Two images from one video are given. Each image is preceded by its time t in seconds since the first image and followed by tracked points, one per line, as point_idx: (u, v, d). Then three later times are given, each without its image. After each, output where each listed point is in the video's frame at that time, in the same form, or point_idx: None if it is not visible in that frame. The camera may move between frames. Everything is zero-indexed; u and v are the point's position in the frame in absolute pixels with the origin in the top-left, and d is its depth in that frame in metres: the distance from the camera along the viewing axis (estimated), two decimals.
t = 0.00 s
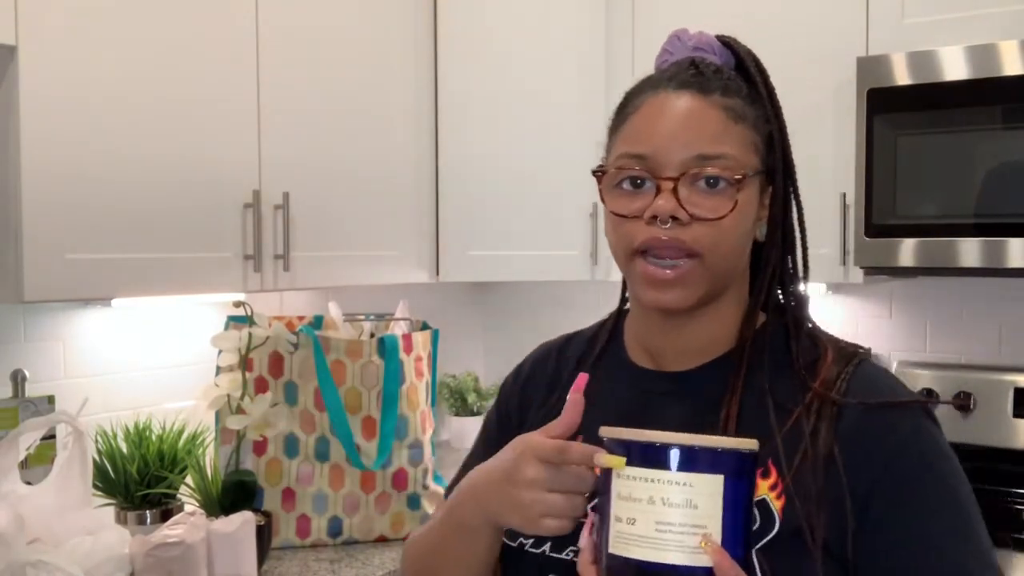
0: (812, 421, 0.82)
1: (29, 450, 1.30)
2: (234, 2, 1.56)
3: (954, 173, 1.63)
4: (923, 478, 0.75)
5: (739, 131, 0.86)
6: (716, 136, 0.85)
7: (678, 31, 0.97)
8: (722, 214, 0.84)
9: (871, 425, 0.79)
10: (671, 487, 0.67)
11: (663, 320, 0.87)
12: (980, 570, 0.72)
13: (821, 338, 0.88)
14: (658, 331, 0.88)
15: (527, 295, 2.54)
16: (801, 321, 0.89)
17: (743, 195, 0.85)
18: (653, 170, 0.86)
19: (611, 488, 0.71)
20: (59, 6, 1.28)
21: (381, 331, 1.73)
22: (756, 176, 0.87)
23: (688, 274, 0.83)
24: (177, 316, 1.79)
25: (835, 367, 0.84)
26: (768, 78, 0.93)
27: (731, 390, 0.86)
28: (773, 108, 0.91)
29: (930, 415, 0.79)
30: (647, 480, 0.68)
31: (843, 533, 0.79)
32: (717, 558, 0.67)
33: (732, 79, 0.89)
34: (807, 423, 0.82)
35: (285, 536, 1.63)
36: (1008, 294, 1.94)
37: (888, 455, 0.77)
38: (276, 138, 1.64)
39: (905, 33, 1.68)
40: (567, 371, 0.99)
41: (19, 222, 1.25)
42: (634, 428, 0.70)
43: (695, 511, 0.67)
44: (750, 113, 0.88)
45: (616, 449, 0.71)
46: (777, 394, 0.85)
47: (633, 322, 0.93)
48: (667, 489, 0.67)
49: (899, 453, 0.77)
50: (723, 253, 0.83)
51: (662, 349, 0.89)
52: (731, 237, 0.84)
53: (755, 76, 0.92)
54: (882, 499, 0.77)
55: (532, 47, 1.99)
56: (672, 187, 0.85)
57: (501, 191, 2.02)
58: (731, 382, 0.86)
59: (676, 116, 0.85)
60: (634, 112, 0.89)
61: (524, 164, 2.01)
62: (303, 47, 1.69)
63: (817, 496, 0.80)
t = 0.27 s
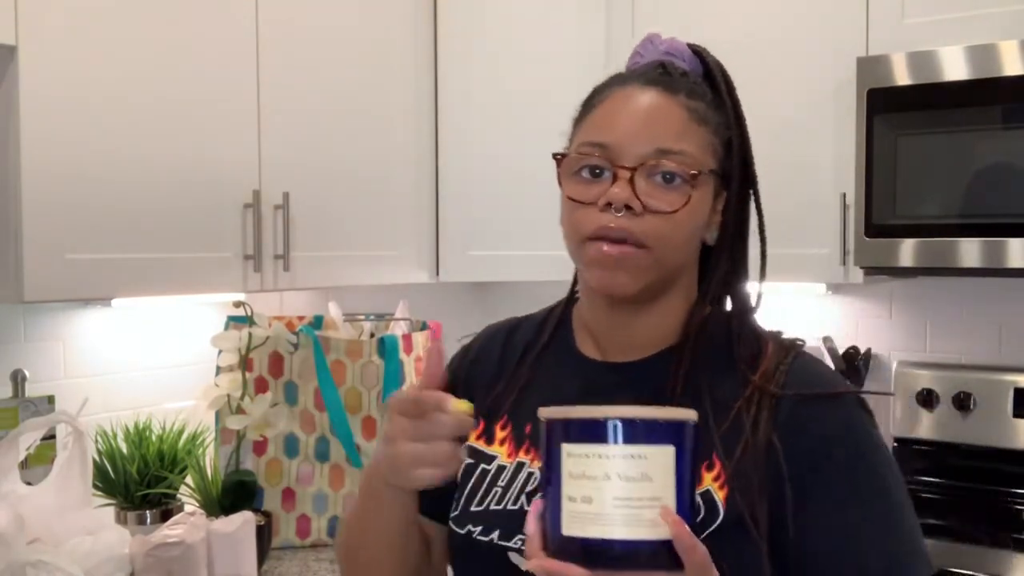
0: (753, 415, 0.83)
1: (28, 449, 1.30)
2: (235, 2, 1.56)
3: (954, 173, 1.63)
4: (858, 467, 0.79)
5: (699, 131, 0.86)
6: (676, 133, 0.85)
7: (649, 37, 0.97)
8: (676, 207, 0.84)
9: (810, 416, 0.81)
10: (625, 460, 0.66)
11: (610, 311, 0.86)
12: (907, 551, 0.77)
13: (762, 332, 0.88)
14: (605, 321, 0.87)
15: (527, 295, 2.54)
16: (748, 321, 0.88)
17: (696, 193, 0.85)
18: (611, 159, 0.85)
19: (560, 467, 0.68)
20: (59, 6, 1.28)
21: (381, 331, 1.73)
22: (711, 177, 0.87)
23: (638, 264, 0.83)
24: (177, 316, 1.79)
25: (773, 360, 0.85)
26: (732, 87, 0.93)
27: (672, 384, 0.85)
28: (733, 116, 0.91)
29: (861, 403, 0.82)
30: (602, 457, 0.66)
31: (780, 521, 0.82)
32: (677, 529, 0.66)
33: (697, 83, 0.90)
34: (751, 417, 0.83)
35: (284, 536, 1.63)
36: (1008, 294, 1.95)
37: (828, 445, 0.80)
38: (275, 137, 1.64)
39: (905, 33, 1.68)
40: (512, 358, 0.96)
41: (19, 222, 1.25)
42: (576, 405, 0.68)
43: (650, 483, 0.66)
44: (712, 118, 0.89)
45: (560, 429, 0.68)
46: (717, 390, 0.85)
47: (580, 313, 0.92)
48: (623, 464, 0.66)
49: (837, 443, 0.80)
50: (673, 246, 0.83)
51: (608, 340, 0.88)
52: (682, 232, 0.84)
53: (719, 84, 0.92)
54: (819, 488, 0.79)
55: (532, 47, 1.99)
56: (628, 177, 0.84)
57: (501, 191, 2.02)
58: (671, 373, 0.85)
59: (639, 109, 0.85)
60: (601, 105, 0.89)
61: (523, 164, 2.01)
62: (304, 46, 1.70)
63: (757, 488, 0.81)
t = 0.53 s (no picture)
0: (731, 425, 0.82)
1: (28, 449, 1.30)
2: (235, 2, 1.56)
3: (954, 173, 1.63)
4: (824, 488, 0.75)
5: (686, 129, 0.86)
6: (663, 133, 0.85)
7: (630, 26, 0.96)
8: (664, 209, 0.84)
9: (784, 429, 0.79)
10: (579, 395, 0.63)
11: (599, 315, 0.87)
12: None
13: (749, 337, 0.87)
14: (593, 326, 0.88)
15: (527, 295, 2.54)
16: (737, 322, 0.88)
17: (685, 193, 0.86)
18: (597, 161, 0.85)
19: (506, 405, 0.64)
20: (59, 6, 1.28)
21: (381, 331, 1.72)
22: (700, 175, 0.87)
23: (627, 270, 0.83)
24: (177, 316, 1.79)
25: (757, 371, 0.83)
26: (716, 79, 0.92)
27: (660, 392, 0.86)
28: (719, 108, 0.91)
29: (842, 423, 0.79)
30: (556, 392, 0.63)
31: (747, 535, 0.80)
32: (638, 466, 0.63)
33: (680, 78, 0.89)
34: (728, 429, 0.82)
35: (285, 536, 1.63)
36: (1008, 294, 1.95)
37: (815, 446, 0.77)
38: (275, 137, 1.63)
39: (905, 33, 1.68)
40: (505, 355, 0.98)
41: (19, 222, 1.25)
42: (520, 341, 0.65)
43: (604, 419, 0.63)
44: (698, 113, 0.88)
45: (506, 367, 0.65)
46: (700, 401, 0.85)
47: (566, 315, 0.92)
48: (575, 399, 0.63)
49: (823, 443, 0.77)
50: (661, 249, 0.84)
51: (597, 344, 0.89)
52: (671, 233, 0.85)
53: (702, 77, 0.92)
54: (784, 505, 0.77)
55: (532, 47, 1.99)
56: (614, 181, 0.84)
57: (501, 191, 2.02)
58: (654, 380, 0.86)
59: (624, 109, 0.85)
60: (583, 102, 0.88)
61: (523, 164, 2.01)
62: (304, 46, 1.70)
63: (727, 501, 0.80)
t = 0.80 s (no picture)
0: (770, 463, 0.81)
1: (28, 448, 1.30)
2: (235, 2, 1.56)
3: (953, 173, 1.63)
4: (877, 534, 0.75)
5: (718, 121, 0.87)
6: (689, 124, 0.85)
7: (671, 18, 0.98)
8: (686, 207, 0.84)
9: (835, 472, 0.79)
10: (539, 426, 0.63)
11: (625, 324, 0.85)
12: None
13: (795, 366, 0.87)
14: (619, 338, 0.87)
15: (527, 295, 2.54)
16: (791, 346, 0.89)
17: (712, 191, 0.85)
18: (615, 154, 0.86)
19: (465, 437, 0.65)
20: (58, 6, 1.28)
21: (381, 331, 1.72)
22: (735, 174, 0.87)
23: (648, 267, 0.82)
24: (178, 317, 1.79)
25: (801, 407, 0.82)
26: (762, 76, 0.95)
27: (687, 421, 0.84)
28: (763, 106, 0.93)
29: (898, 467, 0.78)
30: (514, 422, 0.63)
31: None
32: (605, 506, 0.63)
33: (719, 70, 0.91)
34: (761, 467, 0.81)
35: (285, 536, 1.63)
36: (1009, 294, 1.94)
37: (870, 497, 0.76)
38: (275, 137, 1.63)
39: (905, 33, 1.68)
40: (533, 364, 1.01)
41: (19, 222, 1.25)
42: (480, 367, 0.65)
43: (568, 455, 0.63)
44: (736, 106, 0.90)
45: (468, 396, 0.65)
46: (733, 432, 0.84)
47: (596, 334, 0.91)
48: (535, 430, 0.63)
49: (881, 503, 0.76)
50: (684, 251, 0.83)
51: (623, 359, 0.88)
52: (694, 235, 0.84)
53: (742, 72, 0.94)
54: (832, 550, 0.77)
55: (532, 46, 1.99)
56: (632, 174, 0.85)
57: (501, 191, 2.02)
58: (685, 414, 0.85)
59: (649, 98, 0.86)
60: (609, 94, 0.90)
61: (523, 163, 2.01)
62: (304, 46, 1.70)
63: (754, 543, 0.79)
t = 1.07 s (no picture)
0: (817, 485, 0.78)
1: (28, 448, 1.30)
2: (234, 2, 1.56)
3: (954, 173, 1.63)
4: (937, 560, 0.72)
5: (771, 105, 0.85)
6: (739, 111, 0.82)
7: None
8: (733, 203, 0.81)
9: (889, 494, 0.76)
10: (521, 424, 0.59)
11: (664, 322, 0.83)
12: None
13: (848, 380, 0.85)
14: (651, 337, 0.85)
15: (527, 295, 2.54)
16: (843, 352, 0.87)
17: (763, 184, 0.83)
18: (655, 143, 0.83)
19: (444, 432, 0.62)
20: (58, 6, 1.28)
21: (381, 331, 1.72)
22: (785, 165, 0.84)
23: (688, 263, 0.79)
24: (178, 316, 1.79)
25: (855, 425, 0.79)
26: (823, 51, 0.92)
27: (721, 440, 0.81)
28: (821, 83, 0.91)
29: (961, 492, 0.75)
30: (494, 418, 0.60)
31: None
32: (588, 515, 0.60)
33: (775, 47, 0.88)
34: (806, 492, 0.78)
35: (284, 536, 1.64)
36: (1009, 293, 1.94)
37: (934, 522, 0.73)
38: (274, 137, 1.63)
39: (905, 33, 1.68)
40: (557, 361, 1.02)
41: (19, 223, 1.25)
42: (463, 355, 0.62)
43: (552, 458, 0.60)
44: (792, 87, 0.87)
45: (449, 388, 0.62)
46: (779, 454, 0.81)
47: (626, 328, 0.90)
48: (517, 429, 0.59)
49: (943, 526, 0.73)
50: (731, 250, 0.80)
51: (657, 363, 0.86)
52: (740, 236, 0.80)
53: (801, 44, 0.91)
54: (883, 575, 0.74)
55: (532, 46, 1.99)
56: (673, 167, 0.81)
57: (501, 191, 2.02)
58: (724, 429, 0.81)
59: (694, 81, 0.83)
60: (649, 72, 0.87)
61: (523, 163, 2.01)
62: (303, 45, 1.70)
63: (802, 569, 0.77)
